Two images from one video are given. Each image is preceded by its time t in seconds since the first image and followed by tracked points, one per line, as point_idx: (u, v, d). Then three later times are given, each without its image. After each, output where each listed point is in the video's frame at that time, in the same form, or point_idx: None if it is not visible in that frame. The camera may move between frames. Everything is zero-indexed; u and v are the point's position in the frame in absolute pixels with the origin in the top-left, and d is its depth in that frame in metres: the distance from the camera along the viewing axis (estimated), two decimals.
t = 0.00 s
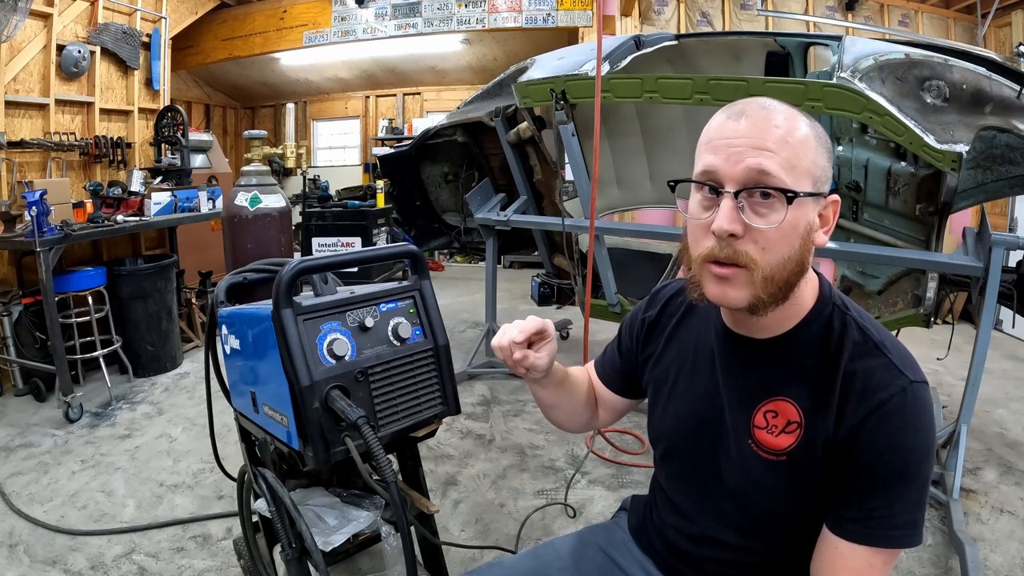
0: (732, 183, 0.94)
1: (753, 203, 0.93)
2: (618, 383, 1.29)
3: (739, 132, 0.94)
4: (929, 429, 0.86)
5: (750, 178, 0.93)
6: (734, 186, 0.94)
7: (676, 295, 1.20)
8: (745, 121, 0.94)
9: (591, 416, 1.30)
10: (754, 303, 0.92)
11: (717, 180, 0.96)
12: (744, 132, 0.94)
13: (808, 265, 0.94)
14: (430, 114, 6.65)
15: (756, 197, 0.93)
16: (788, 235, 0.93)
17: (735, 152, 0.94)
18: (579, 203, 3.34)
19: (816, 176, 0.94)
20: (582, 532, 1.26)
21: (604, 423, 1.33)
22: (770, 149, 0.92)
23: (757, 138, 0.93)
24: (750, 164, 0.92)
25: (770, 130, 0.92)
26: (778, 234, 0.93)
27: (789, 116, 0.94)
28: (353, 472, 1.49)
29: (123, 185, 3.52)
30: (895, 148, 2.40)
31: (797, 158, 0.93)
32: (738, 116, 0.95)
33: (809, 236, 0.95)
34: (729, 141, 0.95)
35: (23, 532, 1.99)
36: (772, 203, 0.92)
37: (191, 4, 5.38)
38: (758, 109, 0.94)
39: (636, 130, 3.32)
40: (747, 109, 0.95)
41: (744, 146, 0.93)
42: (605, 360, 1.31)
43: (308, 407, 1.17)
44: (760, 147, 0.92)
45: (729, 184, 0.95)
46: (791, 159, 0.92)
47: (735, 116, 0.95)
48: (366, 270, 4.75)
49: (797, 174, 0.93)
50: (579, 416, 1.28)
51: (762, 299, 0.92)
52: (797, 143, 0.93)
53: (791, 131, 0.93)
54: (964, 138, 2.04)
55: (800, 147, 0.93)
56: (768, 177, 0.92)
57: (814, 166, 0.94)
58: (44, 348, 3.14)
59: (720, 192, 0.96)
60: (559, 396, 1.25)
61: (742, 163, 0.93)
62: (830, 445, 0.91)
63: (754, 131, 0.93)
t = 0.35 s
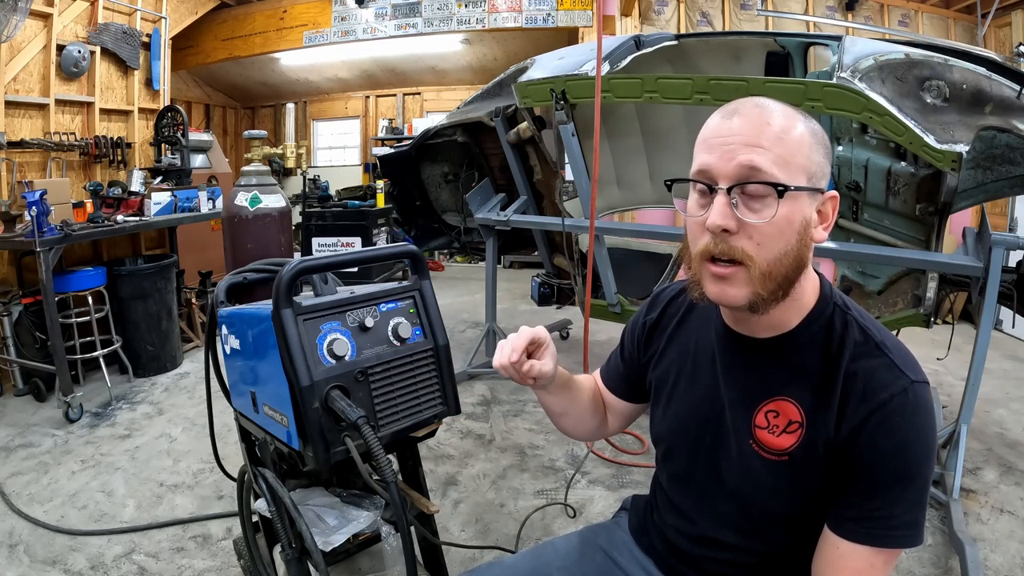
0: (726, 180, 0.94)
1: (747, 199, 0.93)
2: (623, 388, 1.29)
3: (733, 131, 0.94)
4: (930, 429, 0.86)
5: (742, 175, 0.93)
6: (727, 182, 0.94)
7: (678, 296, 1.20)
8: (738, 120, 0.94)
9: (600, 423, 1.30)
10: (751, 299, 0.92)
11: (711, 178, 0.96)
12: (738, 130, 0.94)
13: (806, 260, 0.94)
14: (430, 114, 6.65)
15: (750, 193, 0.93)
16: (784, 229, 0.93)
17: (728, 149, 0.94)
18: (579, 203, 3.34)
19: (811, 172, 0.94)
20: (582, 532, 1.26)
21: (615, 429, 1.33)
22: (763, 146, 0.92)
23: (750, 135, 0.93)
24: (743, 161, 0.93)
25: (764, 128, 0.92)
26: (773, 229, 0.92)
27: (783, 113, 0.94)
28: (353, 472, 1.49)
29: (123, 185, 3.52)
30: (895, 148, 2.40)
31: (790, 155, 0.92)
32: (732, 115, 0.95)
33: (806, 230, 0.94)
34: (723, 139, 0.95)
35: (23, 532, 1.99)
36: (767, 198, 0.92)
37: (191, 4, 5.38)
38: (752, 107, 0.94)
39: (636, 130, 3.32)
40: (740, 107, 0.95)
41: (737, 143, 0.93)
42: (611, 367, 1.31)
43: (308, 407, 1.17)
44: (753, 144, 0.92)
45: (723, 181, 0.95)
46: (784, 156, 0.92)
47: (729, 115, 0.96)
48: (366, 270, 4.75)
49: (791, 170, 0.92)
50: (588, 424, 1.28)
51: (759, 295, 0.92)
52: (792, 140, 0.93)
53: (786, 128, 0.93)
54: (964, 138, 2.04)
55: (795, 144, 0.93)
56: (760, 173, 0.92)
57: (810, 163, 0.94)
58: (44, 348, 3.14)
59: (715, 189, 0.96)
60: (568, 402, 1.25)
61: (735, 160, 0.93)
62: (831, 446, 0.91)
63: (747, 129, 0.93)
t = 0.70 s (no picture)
0: (731, 179, 0.94)
1: (753, 197, 0.93)
2: (624, 388, 1.29)
3: (735, 130, 0.94)
4: (929, 427, 0.86)
5: (748, 174, 0.93)
6: (733, 182, 0.94)
7: (677, 296, 1.20)
8: (740, 120, 0.94)
9: (608, 421, 1.31)
10: (760, 297, 0.92)
11: (716, 177, 0.96)
12: (741, 130, 0.94)
13: (809, 257, 0.94)
14: (430, 115, 6.66)
15: (756, 191, 0.93)
16: (790, 226, 0.93)
17: (731, 148, 0.94)
18: (579, 203, 3.34)
19: (812, 171, 0.94)
20: (582, 532, 1.26)
21: (622, 426, 1.33)
22: (766, 145, 0.92)
23: (752, 134, 0.93)
24: (748, 161, 0.93)
25: (766, 127, 0.93)
26: (780, 226, 0.93)
27: (784, 113, 0.94)
28: (353, 472, 1.49)
29: (123, 185, 3.52)
30: (895, 148, 2.40)
31: (793, 153, 0.93)
32: (733, 116, 0.95)
33: (810, 228, 0.95)
34: (725, 139, 0.95)
35: (23, 532, 1.99)
36: (772, 196, 0.93)
37: (191, 4, 5.38)
38: (753, 107, 0.95)
39: (636, 130, 3.32)
40: (741, 108, 0.95)
41: (741, 142, 0.94)
42: (613, 367, 1.31)
43: (308, 407, 1.17)
44: (756, 144, 0.93)
45: (728, 180, 0.95)
46: (787, 154, 0.93)
47: (731, 115, 0.96)
48: (366, 270, 4.75)
49: (794, 168, 0.93)
50: (596, 423, 1.29)
51: (768, 292, 0.91)
52: (792, 139, 0.93)
53: (787, 127, 0.94)
54: (964, 138, 2.04)
55: (795, 143, 0.93)
56: (765, 172, 0.92)
57: (810, 161, 0.94)
58: (44, 348, 3.14)
59: (720, 188, 0.96)
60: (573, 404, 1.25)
61: (740, 160, 0.93)
62: (831, 444, 0.91)
63: (750, 129, 0.93)
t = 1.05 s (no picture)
0: (725, 180, 0.95)
1: (746, 199, 0.93)
2: (624, 387, 1.29)
3: (733, 131, 0.94)
4: (928, 427, 0.86)
5: (743, 176, 0.93)
6: (727, 183, 0.94)
7: (676, 295, 1.20)
8: (739, 120, 0.94)
9: (608, 420, 1.31)
10: (748, 299, 0.92)
11: (711, 177, 0.96)
12: (739, 130, 0.94)
13: (803, 261, 0.94)
14: (430, 115, 6.66)
15: (749, 193, 0.93)
16: (782, 230, 0.93)
17: (728, 150, 0.94)
18: (579, 203, 3.34)
19: (811, 174, 0.94)
20: (582, 532, 1.26)
21: (626, 425, 1.34)
22: (763, 148, 0.92)
23: (750, 136, 0.93)
24: (743, 162, 0.93)
25: (764, 129, 0.92)
26: (771, 230, 0.92)
27: (785, 115, 0.94)
28: (353, 472, 1.49)
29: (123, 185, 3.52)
30: (895, 148, 2.40)
31: (791, 156, 0.92)
32: (734, 116, 0.95)
33: (804, 232, 0.94)
34: (723, 140, 0.95)
35: (23, 532, 1.99)
36: (765, 200, 0.92)
37: (192, 4, 5.38)
38: (753, 108, 0.94)
39: (636, 130, 3.32)
40: (742, 108, 0.95)
41: (738, 144, 0.93)
42: (613, 367, 1.31)
43: (308, 407, 1.17)
44: (753, 146, 0.92)
45: (722, 181, 0.95)
46: (784, 157, 0.92)
47: (730, 115, 0.96)
48: (366, 270, 4.75)
49: (790, 172, 0.92)
50: (596, 422, 1.30)
51: (756, 295, 0.92)
52: (792, 142, 0.93)
53: (787, 130, 0.93)
54: (964, 138, 2.04)
55: (794, 145, 0.93)
56: (759, 175, 0.92)
57: (809, 164, 0.94)
58: (44, 348, 3.14)
59: (714, 189, 0.96)
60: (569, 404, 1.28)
61: (735, 161, 0.93)
62: (829, 445, 0.91)
63: (748, 129, 0.93)
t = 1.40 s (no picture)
0: (731, 180, 0.95)
1: (752, 198, 0.93)
2: (624, 387, 1.30)
3: (740, 130, 0.94)
4: (931, 428, 0.86)
5: (749, 175, 0.93)
6: (733, 183, 0.94)
7: (677, 295, 1.20)
8: (745, 119, 0.94)
9: (607, 419, 1.32)
10: (754, 298, 0.92)
11: (717, 177, 0.96)
12: (745, 129, 0.94)
13: (809, 262, 0.94)
14: (430, 114, 6.66)
15: (755, 192, 0.93)
16: (788, 230, 0.93)
17: (734, 149, 0.94)
18: (579, 203, 3.34)
19: (815, 174, 0.94)
20: (582, 532, 1.26)
21: (627, 426, 1.34)
22: (769, 147, 0.92)
23: (756, 136, 0.93)
24: (749, 162, 0.93)
25: (770, 128, 0.92)
26: (777, 229, 0.93)
27: (791, 115, 0.94)
28: (353, 472, 1.49)
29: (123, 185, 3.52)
30: (894, 148, 2.40)
31: (796, 156, 0.92)
32: (739, 115, 0.95)
33: (809, 232, 0.94)
34: (729, 139, 0.95)
35: (23, 532, 1.99)
36: (772, 199, 0.92)
37: (191, 4, 5.38)
38: (760, 107, 0.94)
39: (636, 130, 3.32)
40: (748, 107, 0.95)
41: (745, 143, 0.93)
42: (614, 368, 1.32)
43: (308, 407, 1.17)
44: (759, 145, 0.92)
45: (729, 181, 0.95)
46: (791, 157, 0.92)
47: (736, 114, 0.96)
48: (366, 270, 4.75)
49: (796, 172, 0.92)
50: (591, 420, 1.31)
51: (762, 294, 0.92)
52: (797, 142, 0.93)
53: (793, 129, 0.93)
54: (964, 138, 2.04)
55: (800, 145, 0.93)
56: (766, 174, 0.92)
57: (814, 165, 0.94)
58: (44, 348, 3.14)
59: (720, 188, 0.96)
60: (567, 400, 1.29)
61: (741, 160, 0.93)
62: (831, 445, 0.91)
63: (754, 128, 0.93)
